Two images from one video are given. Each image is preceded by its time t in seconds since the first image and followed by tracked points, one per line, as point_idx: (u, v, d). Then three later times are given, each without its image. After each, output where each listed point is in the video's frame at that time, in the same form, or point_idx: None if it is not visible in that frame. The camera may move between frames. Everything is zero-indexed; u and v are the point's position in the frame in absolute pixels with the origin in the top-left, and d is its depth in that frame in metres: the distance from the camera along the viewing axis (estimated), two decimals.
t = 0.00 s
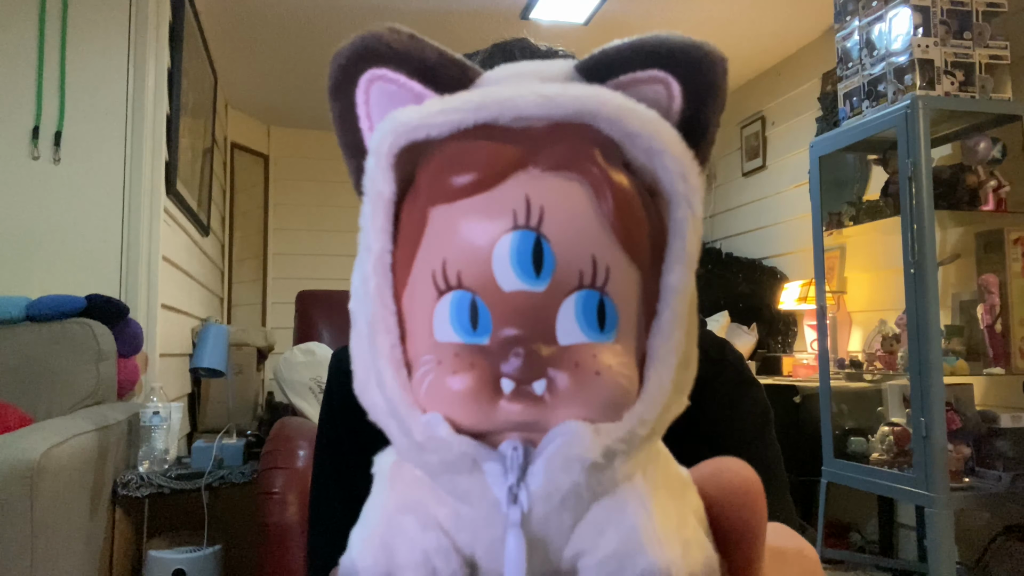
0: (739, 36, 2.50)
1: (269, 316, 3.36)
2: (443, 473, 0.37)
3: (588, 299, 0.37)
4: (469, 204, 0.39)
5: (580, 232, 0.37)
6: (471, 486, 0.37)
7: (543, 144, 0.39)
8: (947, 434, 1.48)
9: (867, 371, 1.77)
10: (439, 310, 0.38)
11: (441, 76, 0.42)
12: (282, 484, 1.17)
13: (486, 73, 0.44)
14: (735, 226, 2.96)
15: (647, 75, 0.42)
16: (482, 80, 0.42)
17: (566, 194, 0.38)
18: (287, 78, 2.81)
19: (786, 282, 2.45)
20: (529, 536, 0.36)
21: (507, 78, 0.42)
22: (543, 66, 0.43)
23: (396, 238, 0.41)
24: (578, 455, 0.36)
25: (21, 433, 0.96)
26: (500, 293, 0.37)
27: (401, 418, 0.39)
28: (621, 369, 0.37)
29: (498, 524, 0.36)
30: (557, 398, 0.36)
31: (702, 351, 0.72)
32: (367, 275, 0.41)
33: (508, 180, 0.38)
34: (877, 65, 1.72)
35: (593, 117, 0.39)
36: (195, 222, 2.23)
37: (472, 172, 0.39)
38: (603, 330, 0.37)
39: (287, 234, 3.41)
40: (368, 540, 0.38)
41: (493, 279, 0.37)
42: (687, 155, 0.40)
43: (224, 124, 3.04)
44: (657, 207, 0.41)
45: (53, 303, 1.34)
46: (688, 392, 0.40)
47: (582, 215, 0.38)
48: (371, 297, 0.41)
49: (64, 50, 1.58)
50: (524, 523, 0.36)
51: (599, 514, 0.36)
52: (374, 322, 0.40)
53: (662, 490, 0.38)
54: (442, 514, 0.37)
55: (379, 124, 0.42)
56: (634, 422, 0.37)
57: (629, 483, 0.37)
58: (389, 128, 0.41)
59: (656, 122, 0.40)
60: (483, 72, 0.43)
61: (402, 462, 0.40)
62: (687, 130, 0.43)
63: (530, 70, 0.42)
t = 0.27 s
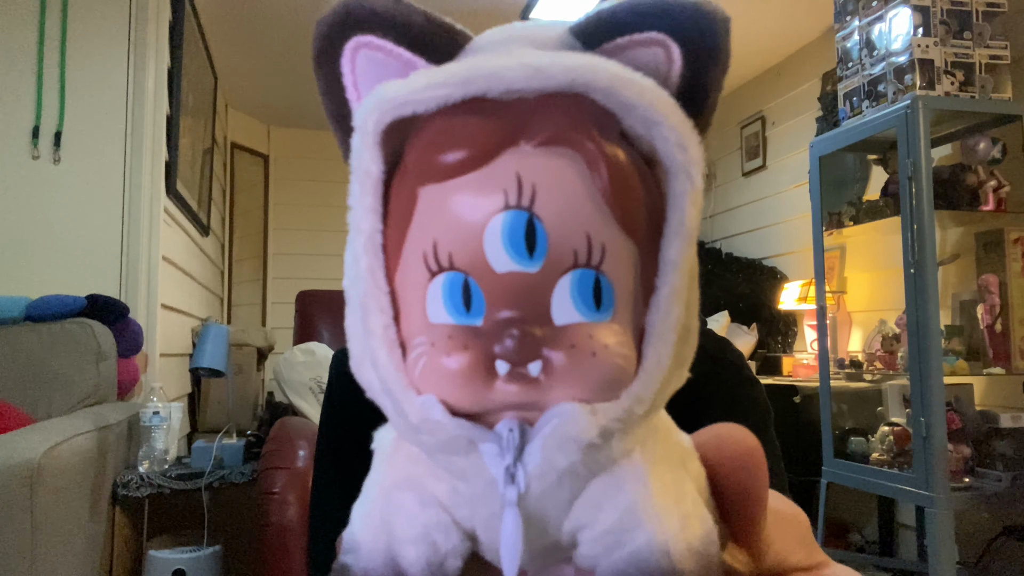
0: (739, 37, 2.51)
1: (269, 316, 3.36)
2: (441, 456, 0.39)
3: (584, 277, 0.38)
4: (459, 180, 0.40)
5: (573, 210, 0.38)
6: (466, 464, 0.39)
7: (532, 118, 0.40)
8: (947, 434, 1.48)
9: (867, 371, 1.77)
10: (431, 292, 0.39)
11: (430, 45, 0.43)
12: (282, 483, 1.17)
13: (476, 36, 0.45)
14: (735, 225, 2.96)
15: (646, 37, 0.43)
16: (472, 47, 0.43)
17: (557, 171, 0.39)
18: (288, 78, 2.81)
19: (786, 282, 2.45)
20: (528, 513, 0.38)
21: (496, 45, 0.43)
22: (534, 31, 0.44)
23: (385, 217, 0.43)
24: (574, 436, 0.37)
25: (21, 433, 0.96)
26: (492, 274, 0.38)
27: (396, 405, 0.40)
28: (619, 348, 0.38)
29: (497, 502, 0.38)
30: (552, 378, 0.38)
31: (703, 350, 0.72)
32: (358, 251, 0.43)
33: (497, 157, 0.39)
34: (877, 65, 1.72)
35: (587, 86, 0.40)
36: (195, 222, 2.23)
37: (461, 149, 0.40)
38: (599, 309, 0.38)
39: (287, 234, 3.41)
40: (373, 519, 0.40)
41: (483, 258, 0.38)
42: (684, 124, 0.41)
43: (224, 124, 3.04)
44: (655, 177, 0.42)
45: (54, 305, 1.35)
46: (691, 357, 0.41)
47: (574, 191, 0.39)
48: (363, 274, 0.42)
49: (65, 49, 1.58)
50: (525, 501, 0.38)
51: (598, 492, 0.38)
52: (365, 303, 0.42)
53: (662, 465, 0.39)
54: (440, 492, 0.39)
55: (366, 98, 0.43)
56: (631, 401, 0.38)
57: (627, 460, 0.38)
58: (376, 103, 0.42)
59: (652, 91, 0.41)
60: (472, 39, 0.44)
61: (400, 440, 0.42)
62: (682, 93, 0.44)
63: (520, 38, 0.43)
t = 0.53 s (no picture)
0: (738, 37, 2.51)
1: (269, 316, 3.36)
2: (460, 442, 0.39)
3: (594, 271, 0.38)
4: (473, 177, 0.40)
5: (583, 209, 0.38)
6: (482, 451, 0.39)
7: (543, 113, 0.40)
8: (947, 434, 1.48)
9: (867, 371, 1.77)
10: (444, 288, 0.40)
11: (439, 40, 0.43)
12: (282, 484, 1.17)
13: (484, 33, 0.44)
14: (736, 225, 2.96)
15: (649, 32, 0.42)
16: (479, 44, 0.42)
17: (567, 167, 0.39)
18: (288, 78, 2.82)
19: (786, 282, 2.45)
20: (541, 496, 0.38)
21: (505, 40, 0.42)
22: (543, 25, 0.43)
23: (398, 212, 0.43)
24: (585, 423, 0.37)
25: (21, 434, 0.96)
26: (505, 269, 0.38)
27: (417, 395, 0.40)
28: (630, 338, 0.39)
29: (512, 485, 0.38)
30: (564, 368, 0.38)
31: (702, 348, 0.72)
32: (372, 245, 0.43)
33: (511, 153, 0.39)
34: (877, 65, 1.72)
35: (595, 83, 0.40)
36: (195, 222, 2.23)
37: (472, 146, 0.40)
38: (610, 300, 0.38)
39: (287, 234, 3.41)
40: (394, 502, 0.40)
41: (496, 254, 0.39)
42: (691, 119, 0.41)
43: (224, 124, 3.04)
44: (662, 169, 0.41)
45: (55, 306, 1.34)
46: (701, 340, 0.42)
47: (583, 189, 0.39)
48: (379, 269, 0.42)
49: (65, 49, 1.58)
50: (540, 483, 0.38)
51: (608, 476, 0.38)
52: (381, 296, 0.42)
53: (670, 445, 0.39)
54: (457, 478, 0.39)
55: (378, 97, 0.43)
56: (642, 388, 0.38)
57: (639, 445, 0.38)
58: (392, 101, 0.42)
59: (660, 87, 0.41)
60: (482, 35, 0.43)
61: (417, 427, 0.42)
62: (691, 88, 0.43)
63: (529, 32, 0.42)
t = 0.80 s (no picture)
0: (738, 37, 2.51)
1: (268, 316, 3.35)
2: (505, 376, 0.37)
3: (634, 214, 0.36)
4: (518, 127, 0.38)
5: (628, 150, 0.37)
6: (525, 386, 0.37)
7: (592, 65, 0.38)
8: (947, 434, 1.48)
9: (867, 371, 1.77)
10: (493, 230, 0.38)
11: None
12: (282, 484, 1.16)
13: None
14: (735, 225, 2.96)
15: None
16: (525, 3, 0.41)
17: (617, 115, 0.37)
18: (288, 78, 2.81)
19: (786, 282, 2.45)
20: (582, 429, 0.36)
21: None
22: None
23: (450, 161, 0.41)
24: (625, 358, 0.35)
25: (21, 433, 0.96)
26: (551, 212, 0.36)
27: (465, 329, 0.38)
28: (667, 279, 0.36)
29: (552, 419, 0.36)
30: (609, 304, 0.36)
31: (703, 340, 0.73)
32: (423, 195, 0.41)
33: (559, 102, 0.38)
34: (877, 65, 1.72)
35: (639, 36, 0.38)
36: (195, 223, 2.22)
37: (523, 95, 0.38)
38: (648, 243, 0.36)
39: (287, 234, 3.41)
40: (440, 436, 0.39)
41: (544, 198, 0.37)
42: (731, 73, 0.40)
43: (224, 125, 3.04)
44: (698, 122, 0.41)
45: (54, 303, 1.34)
46: (730, 290, 0.40)
47: (629, 135, 0.37)
48: (428, 220, 0.40)
49: (64, 50, 1.58)
50: (580, 418, 0.36)
51: (642, 413, 0.36)
52: (431, 243, 0.40)
53: (700, 387, 0.38)
54: (501, 414, 0.37)
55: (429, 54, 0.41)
56: (676, 328, 0.36)
57: (672, 383, 0.36)
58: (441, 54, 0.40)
59: (701, 39, 0.39)
60: None
61: (464, 368, 0.40)
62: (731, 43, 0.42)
63: None
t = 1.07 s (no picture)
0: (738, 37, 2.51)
1: (269, 316, 3.35)
2: (515, 359, 0.37)
3: (636, 209, 0.36)
4: (525, 121, 0.37)
5: (632, 148, 0.36)
6: (534, 370, 0.36)
7: (596, 66, 0.37)
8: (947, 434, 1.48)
9: (867, 371, 1.77)
10: (503, 224, 0.37)
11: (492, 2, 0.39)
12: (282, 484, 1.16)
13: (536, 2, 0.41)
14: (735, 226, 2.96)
15: None
16: (532, 6, 0.38)
17: (616, 117, 0.36)
18: (288, 78, 2.81)
19: (786, 282, 2.45)
20: (587, 412, 0.36)
21: None
22: None
23: (462, 158, 0.39)
24: (629, 343, 0.35)
25: (22, 434, 0.96)
26: (557, 207, 0.36)
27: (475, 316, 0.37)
28: (668, 270, 0.36)
29: (559, 402, 0.36)
30: (613, 294, 0.35)
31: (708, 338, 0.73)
32: (437, 189, 0.40)
33: (564, 103, 0.37)
34: (877, 65, 1.72)
35: (640, 41, 0.37)
36: (195, 223, 2.22)
37: (530, 96, 0.37)
38: (650, 235, 0.36)
39: (287, 234, 3.40)
40: (454, 414, 0.38)
41: (550, 193, 0.36)
42: (726, 71, 0.38)
43: (224, 124, 3.04)
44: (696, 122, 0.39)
45: (54, 304, 1.34)
46: (730, 278, 0.40)
47: (633, 134, 0.36)
48: (440, 213, 0.39)
49: (65, 49, 1.58)
50: (585, 402, 0.36)
51: (645, 395, 0.36)
52: (443, 236, 0.39)
53: (701, 370, 0.37)
54: (511, 397, 0.37)
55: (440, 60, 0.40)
56: (677, 314, 0.36)
57: (673, 367, 0.36)
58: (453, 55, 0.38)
59: (699, 44, 0.38)
60: None
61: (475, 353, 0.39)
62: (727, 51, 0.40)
63: None
